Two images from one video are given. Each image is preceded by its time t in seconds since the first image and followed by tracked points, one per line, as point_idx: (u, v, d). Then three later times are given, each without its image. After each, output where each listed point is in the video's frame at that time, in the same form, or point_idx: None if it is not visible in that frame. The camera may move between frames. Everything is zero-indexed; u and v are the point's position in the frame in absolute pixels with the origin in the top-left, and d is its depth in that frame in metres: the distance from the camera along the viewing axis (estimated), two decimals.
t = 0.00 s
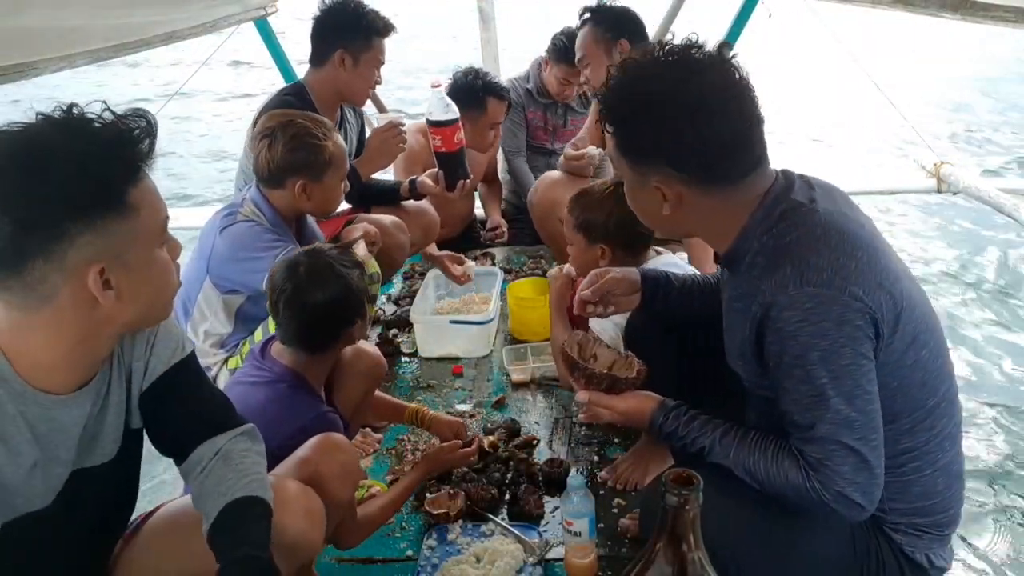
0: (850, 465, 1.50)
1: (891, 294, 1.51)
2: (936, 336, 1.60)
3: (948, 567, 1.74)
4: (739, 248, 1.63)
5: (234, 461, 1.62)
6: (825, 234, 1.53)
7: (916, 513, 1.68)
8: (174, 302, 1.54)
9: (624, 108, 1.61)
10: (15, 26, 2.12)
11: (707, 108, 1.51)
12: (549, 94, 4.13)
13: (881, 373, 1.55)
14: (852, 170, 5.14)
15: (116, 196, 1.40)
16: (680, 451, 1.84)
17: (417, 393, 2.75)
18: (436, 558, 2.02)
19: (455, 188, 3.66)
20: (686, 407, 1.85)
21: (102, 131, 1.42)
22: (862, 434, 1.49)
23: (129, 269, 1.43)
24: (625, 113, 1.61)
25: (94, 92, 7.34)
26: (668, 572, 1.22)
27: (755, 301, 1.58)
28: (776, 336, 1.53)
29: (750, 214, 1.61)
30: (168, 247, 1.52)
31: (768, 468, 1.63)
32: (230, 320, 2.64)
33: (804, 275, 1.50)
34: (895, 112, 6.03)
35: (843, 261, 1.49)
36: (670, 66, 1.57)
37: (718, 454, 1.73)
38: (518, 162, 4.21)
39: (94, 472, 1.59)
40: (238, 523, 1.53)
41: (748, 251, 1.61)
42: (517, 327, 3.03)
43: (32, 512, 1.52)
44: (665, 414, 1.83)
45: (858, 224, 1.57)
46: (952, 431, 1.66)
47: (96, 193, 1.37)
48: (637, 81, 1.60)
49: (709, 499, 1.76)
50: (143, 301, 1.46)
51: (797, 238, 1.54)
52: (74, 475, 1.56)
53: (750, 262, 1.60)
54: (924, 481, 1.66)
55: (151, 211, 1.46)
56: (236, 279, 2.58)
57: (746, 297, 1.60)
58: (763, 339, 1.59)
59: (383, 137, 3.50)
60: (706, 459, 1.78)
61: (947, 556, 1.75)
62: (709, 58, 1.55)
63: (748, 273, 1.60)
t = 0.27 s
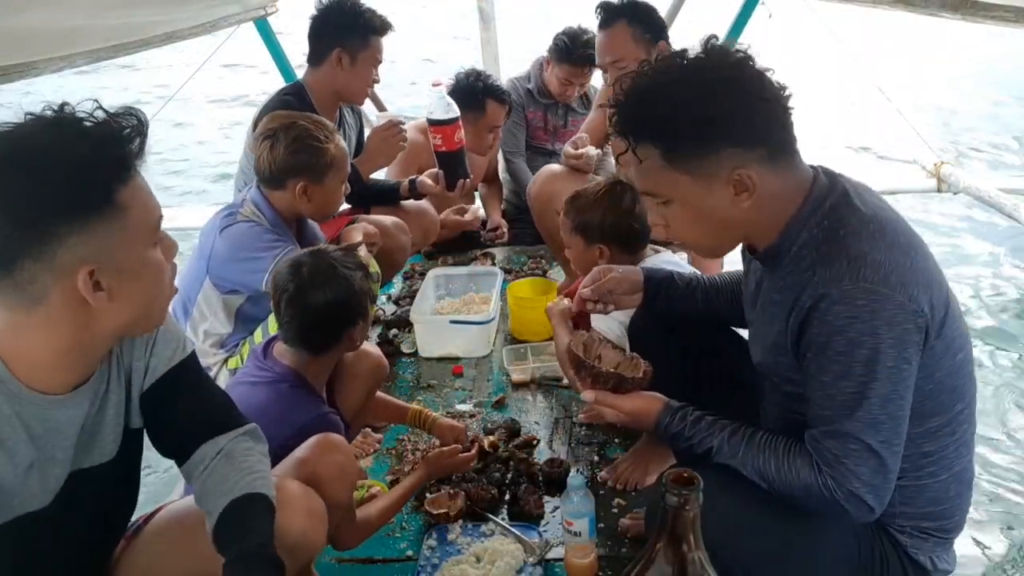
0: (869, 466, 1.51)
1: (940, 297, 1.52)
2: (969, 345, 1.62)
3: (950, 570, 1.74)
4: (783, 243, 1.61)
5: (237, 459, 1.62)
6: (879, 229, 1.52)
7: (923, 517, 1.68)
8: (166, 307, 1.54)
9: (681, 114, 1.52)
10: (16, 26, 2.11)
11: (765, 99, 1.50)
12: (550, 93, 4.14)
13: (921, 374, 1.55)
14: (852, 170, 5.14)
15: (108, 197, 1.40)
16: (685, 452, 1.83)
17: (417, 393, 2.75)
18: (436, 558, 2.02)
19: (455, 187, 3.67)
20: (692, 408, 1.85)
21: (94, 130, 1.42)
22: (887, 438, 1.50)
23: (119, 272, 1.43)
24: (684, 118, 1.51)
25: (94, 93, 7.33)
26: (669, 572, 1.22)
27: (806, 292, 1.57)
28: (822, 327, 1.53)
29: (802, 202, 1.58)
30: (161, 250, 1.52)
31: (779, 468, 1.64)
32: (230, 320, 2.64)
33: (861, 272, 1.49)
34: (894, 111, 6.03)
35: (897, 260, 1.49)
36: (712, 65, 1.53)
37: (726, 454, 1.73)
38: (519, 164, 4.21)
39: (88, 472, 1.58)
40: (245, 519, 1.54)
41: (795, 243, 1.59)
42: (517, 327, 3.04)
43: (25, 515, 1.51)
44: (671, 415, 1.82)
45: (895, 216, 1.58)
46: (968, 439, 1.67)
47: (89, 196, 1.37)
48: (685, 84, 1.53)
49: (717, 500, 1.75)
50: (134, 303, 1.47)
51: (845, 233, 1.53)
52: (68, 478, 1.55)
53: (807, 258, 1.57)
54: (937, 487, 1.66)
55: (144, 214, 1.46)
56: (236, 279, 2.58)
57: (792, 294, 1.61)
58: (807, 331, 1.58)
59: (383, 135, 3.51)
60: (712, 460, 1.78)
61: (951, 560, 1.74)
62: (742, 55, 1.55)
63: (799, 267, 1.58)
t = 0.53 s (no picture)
0: (880, 472, 1.50)
1: (973, 305, 1.51)
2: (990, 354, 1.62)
3: None
4: (817, 245, 1.60)
5: (248, 458, 1.62)
6: (920, 233, 1.51)
7: (930, 522, 1.68)
8: (138, 348, 1.39)
9: (737, 114, 1.48)
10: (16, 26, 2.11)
11: (818, 101, 1.48)
12: (550, 93, 4.15)
13: (951, 386, 1.55)
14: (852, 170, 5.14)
15: (93, 212, 1.31)
16: (693, 454, 1.83)
17: (417, 393, 2.75)
18: (436, 558, 2.02)
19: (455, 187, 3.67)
20: (700, 409, 1.85)
21: (99, 149, 1.37)
22: (908, 445, 1.49)
23: (88, 292, 1.31)
24: (739, 119, 1.48)
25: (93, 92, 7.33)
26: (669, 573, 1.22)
27: (845, 292, 1.54)
28: (859, 327, 1.50)
29: (843, 204, 1.57)
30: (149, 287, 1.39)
31: (789, 470, 1.64)
32: (230, 320, 2.64)
33: (906, 278, 1.47)
34: (893, 111, 6.04)
35: (940, 266, 1.47)
36: (765, 62, 1.50)
37: (734, 457, 1.73)
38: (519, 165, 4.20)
39: (88, 473, 1.58)
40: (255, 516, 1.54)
41: (828, 246, 1.58)
42: (517, 327, 3.04)
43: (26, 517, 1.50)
44: (679, 417, 1.83)
45: (928, 220, 1.57)
46: (980, 446, 1.66)
47: (71, 206, 1.29)
48: (739, 82, 1.49)
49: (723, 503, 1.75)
50: (98, 333, 1.34)
51: (887, 236, 1.51)
52: (67, 480, 1.55)
53: (845, 262, 1.55)
54: (947, 495, 1.66)
55: (136, 243, 1.35)
56: (235, 280, 2.58)
57: (828, 296, 1.59)
58: (841, 331, 1.56)
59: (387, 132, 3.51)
60: (719, 461, 1.78)
61: (954, 565, 1.75)
62: (794, 52, 1.53)
63: (833, 269, 1.57)
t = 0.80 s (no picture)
0: (886, 476, 1.49)
1: (996, 311, 1.49)
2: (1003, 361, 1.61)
3: None
4: (839, 249, 1.59)
5: (252, 459, 1.62)
6: (947, 238, 1.50)
7: (936, 526, 1.67)
8: (92, 388, 1.27)
9: (757, 121, 1.47)
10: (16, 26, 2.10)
11: (840, 106, 1.48)
12: (550, 93, 4.15)
13: (969, 395, 1.53)
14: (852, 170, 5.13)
15: (64, 238, 1.21)
16: (697, 452, 1.84)
17: (417, 393, 2.76)
18: (436, 558, 2.01)
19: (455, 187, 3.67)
20: (706, 409, 1.85)
21: (89, 171, 1.28)
22: (919, 449, 1.47)
23: (39, 320, 1.20)
24: (761, 130, 1.47)
25: (93, 92, 7.33)
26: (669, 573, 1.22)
27: (870, 296, 1.53)
28: (881, 332, 1.49)
29: (865, 209, 1.56)
30: (114, 324, 1.27)
31: (793, 472, 1.63)
32: (229, 320, 2.65)
33: (933, 282, 1.45)
34: (893, 111, 6.03)
35: (968, 272, 1.46)
36: (787, 64, 1.49)
37: (739, 456, 1.73)
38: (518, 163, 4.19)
39: (87, 477, 1.57)
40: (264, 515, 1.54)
41: (850, 249, 1.57)
42: (517, 328, 3.04)
43: (28, 522, 1.51)
44: (684, 415, 1.83)
45: (952, 225, 1.55)
46: (988, 451, 1.65)
47: (41, 228, 1.20)
48: (762, 89, 1.48)
49: (728, 505, 1.74)
50: (46, 363, 1.23)
51: (916, 240, 1.49)
52: (67, 484, 1.55)
53: (870, 264, 1.54)
54: (954, 499, 1.65)
55: (108, 277, 1.25)
56: (234, 279, 2.59)
57: (851, 296, 1.59)
58: (863, 334, 1.55)
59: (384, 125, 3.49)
60: (723, 460, 1.78)
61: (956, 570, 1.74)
62: (817, 55, 1.52)
63: (855, 274, 1.57)
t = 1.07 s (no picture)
0: (897, 477, 1.49)
1: (1009, 314, 1.49)
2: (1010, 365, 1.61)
3: None
4: (851, 251, 1.59)
5: (254, 459, 1.62)
6: (963, 240, 1.50)
7: (940, 527, 1.67)
8: (86, 393, 1.27)
9: (761, 129, 1.47)
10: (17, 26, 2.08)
11: (845, 111, 1.48)
12: (550, 92, 4.14)
13: (981, 397, 1.52)
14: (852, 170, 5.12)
15: (55, 248, 1.21)
16: (701, 451, 1.83)
17: (417, 393, 2.76)
18: (436, 558, 2.02)
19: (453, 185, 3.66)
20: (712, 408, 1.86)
21: (79, 179, 1.27)
22: (931, 451, 1.47)
23: (34, 329, 1.20)
24: (764, 137, 1.47)
25: (93, 93, 7.33)
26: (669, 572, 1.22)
27: (886, 298, 1.53)
28: (897, 333, 1.49)
29: (876, 213, 1.56)
30: (109, 331, 1.27)
31: (799, 472, 1.63)
32: (229, 323, 2.65)
33: (950, 285, 1.44)
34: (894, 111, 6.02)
35: (984, 276, 1.46)
36: (791, 70, 1.50)
37: (747, 454, 1.73)
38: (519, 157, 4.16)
39: (87, 478, 1.57)
40: (251, 516, 1.53)
41: (863, 252, 1.57)
42: (517, 327, 3.04)
43: (28, 523, 1.51)
44: (690, 412, 1.84)
45: (968, 229, 1.55)
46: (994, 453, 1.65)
47: (31, 238, 1.19)
48: (766, 98, 1.49)
49: (733, 505, 1.74)
50: (42, 369, 1.23)
51: (932, 243, 1.49)
52: (67, 484, 1.55)
53: (886, 266, 1.54)
54: (959, 501, 1.65)
55: (102, 285, 1.24)
56: (231, 286, 2.58)
57: (867, 297, 1.59)
58: (878, 336, 1.55)
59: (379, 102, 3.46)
60: (728, 460, 1.78)
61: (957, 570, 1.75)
62: (821, 60, 1.52)
63: (869, 276, 1.58)
